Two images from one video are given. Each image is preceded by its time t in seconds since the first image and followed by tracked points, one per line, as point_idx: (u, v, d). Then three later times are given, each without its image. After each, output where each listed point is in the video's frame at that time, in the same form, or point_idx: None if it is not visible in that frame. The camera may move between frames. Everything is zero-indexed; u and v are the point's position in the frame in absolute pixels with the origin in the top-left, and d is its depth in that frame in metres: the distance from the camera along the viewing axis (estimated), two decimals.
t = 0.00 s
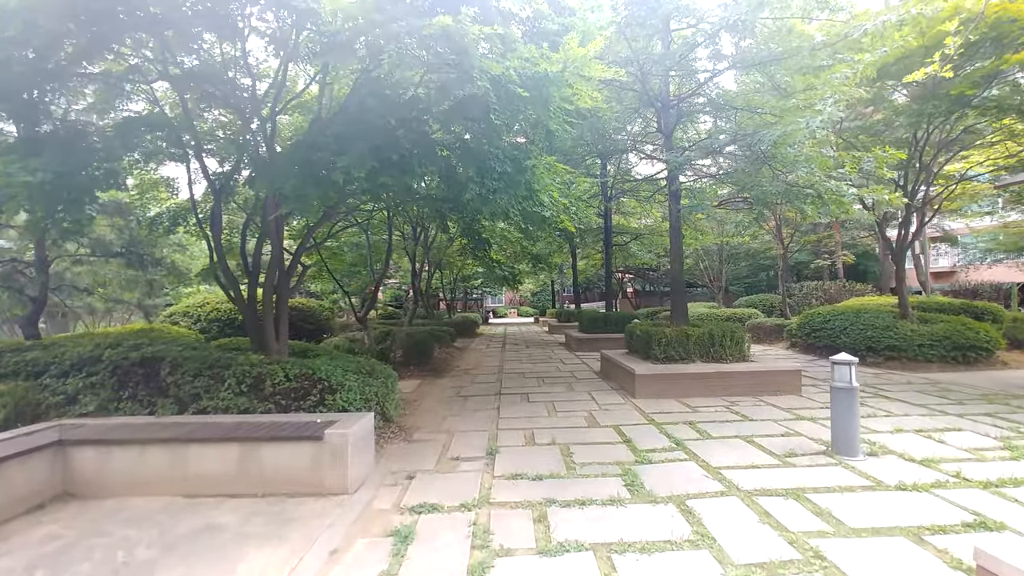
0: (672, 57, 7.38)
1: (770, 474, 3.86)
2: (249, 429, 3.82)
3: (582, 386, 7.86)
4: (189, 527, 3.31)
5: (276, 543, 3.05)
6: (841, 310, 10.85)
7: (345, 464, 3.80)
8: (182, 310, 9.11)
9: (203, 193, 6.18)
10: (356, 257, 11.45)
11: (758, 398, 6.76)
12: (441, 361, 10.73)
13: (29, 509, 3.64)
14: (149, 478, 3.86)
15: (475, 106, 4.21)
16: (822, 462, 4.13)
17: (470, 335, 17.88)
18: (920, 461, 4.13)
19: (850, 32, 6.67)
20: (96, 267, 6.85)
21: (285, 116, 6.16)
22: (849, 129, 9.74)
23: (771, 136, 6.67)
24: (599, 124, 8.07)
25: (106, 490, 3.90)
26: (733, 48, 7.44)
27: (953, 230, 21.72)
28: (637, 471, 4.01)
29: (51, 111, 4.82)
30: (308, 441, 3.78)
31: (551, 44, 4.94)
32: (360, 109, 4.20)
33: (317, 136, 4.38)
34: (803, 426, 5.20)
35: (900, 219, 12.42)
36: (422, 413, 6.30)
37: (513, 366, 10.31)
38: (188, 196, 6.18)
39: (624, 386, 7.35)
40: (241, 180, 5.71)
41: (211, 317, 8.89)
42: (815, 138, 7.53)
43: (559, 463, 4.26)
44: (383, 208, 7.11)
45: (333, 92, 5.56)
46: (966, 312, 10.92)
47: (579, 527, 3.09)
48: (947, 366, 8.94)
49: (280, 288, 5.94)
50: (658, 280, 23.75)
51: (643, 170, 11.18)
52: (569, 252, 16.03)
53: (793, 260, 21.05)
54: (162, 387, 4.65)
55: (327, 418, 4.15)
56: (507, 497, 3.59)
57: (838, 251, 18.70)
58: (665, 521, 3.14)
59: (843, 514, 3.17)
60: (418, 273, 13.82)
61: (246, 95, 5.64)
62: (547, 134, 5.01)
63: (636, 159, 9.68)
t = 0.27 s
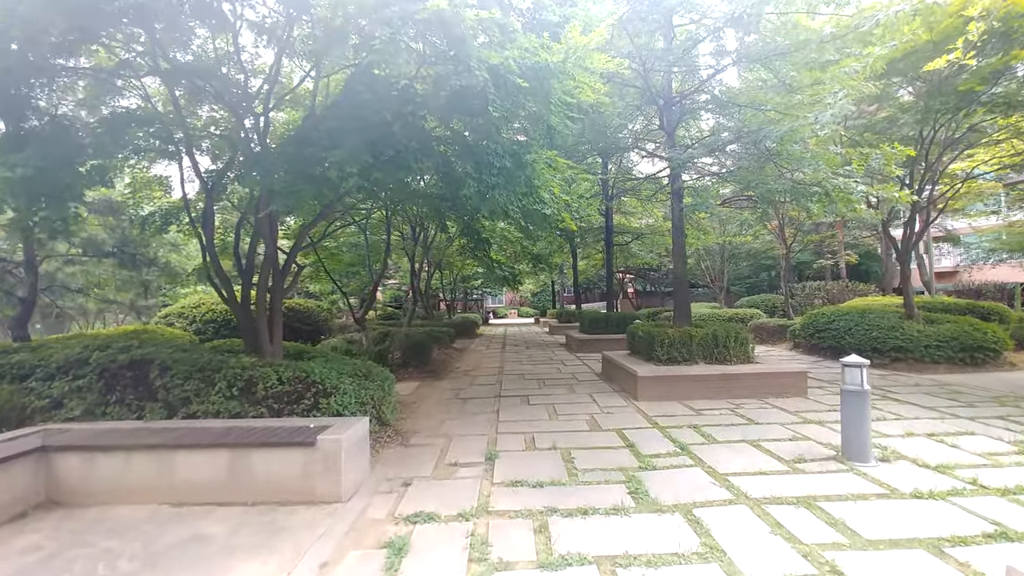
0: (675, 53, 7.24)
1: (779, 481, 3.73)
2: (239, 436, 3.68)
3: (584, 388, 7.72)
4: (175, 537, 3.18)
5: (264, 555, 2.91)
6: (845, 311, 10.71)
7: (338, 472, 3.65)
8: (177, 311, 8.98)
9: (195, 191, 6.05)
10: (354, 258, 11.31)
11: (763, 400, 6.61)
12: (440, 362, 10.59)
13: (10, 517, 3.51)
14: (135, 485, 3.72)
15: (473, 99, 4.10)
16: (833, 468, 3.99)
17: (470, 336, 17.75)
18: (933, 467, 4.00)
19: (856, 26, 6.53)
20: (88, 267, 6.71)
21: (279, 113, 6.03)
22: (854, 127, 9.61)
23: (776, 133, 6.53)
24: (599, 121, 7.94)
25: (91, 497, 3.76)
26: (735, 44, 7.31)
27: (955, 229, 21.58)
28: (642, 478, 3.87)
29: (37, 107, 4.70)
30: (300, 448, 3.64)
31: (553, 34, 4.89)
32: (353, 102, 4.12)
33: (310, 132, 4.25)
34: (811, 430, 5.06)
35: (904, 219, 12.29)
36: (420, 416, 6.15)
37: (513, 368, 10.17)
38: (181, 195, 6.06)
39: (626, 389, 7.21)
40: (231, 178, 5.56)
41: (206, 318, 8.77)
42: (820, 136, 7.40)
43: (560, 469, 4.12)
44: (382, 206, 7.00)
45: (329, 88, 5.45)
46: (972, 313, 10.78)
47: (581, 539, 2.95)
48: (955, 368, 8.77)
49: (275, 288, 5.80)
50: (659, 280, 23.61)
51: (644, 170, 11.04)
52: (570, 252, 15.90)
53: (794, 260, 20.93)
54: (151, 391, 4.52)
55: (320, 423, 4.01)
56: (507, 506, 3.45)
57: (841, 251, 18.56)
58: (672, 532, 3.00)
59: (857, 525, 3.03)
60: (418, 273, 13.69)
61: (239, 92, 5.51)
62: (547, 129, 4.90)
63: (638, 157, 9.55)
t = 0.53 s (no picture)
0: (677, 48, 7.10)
1: (788, 487, 3.58)
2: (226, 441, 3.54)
3: (585, 389, 7.58)
4: (157, 547, 3.04)
5: (249, 566, 2.78)
6: (849, 310, 10.56)
7: (329, 478, 3.51)
8: (172, 311, 8.87)
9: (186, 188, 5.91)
10: (351, 257, 11.19)
11: (768, 401, 6.47)
12: (439, 363, 10.45)
13: None
14: (119, 492, 3.59)
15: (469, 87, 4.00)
16: (844, 473, 3.84)
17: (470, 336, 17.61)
18: (948, 472, 3.84)
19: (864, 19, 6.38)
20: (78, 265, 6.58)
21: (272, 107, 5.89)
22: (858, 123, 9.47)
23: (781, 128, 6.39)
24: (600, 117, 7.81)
25: (73, 504, 3.63)
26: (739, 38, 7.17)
27: (958, 228, 21.42)
28: (645, 484, 3.72)
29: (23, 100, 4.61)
30: (289, 454, 3.50)
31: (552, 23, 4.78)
32: (345, 94, 4.03)
33: (301, 125, 4.11)
34: (818, 433, 4.92)
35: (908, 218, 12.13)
36: (417, 418, 6.01)
37: (513, 368, 10.04)
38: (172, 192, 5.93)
39: (628, 390, 7.07)
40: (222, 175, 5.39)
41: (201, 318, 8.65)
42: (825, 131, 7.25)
43: (560, 474, 3.97)
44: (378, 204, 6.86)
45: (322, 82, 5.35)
46: (979, 312, 10.62)
47: (583, 550, 2.80)
48: (963, 368, 8.62)
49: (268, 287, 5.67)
50: (660, 279, 23.46)
51: (645, 167, 10.89)
52: (570, 251, 15.76)
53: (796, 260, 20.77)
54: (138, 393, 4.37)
55: (311, 427, 3.86)
56: (504, 514, 3.30)
57: (843, 250, 18.40)
58: (678, 542, 2.86)
59: (873, 534, 2.88)
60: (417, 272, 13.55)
61: (231, 85, 5.35)
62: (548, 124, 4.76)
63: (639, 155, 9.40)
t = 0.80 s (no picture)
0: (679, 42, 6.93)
1: (799, 498, 3.40)
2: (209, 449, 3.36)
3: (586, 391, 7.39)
4: (132, 563, 2.88)
5: None
6: (855, 311, 10.37)
7: (316, 488, 3.33)
8: (165, 312, 8.73)
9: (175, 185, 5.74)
10: (348, 257, 11.02)
11: (774, 405, 6.29)
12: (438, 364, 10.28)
13: None
14: (96, 502, 3.41)
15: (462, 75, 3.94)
16: (857, 483, 3.66)
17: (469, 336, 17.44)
18: (967, 481, 3.66)
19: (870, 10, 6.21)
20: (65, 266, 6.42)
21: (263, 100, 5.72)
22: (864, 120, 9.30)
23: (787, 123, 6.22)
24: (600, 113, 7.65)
25: (48, 515, 3.45)
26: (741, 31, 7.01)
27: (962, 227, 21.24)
28: (649, 494, 3.54)
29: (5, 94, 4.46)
30: (275, 463, 3.32)
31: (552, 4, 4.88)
32: (334, 84, 3.86)
33: (289, 118, 3.94)
34: (828, 439, 4.74)
35: (913, 217, 11.94)
36: (413, 423, 5.83)
37: (513, 370, 9.86)
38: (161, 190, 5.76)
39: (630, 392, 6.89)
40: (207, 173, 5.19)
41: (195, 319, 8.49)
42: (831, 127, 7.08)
43: (560, 484, 3.79)
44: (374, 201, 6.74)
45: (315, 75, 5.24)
46: (987, 312, 10.43)
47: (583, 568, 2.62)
48: (972, 370, 8.44)
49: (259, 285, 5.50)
50: (661, 279, 23.27)
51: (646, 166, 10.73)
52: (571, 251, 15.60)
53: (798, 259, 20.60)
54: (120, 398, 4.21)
55: (299, 434, 3.68)
56: (500, 528, 3.11)
57: (846, 249, 18.23)
58: (684, 560, 2.68)
59: (893, 552, 2.69)
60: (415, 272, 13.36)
61: (220, 77, 5.15)
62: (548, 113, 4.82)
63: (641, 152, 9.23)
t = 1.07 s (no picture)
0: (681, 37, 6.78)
1: (810, 511, 3.25)
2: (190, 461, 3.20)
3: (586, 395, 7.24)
4: None
5: None
6: (859, 313, 10.21)
7: (302, 502, 3.17)
8: (157, 314, 8.58)
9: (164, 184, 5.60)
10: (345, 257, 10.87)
11: (779, 410, 6.13)
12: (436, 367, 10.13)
13: None
14: (72, 515, 3.24)
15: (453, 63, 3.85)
16: (870, 495, 3.50)
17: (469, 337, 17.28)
18: (984, 493, 3.50)
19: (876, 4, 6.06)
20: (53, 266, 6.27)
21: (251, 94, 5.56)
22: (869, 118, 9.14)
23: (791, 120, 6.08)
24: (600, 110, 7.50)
25: (20, 529, 3.28)
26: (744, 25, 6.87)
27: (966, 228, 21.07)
28: (651, 507, 3.38)
29: None
30: (259, 475, 3.17)
31: None
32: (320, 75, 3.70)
33: (276, 113, 3.80)
34: (836, 446, 4.58)
35: (918, 217, 11.78)
36: (408, 428, 5.68)
37: (512, 373, 9.70)
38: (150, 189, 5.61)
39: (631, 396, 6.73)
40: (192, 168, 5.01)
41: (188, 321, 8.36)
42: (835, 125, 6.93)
43: (559, 495, 3.63)
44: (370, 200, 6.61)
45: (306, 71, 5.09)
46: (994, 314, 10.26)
47: None
48: (979, 373, 8.27)
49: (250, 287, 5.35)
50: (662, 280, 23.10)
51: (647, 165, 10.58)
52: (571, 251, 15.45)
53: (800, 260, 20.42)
54: (102, 405, 4.05)
55: (286, 443, 3.53)
56: (495, 544, 2.95)
57: (849, 249, 18.05)
58: None
59: (911, 571, 2.53)
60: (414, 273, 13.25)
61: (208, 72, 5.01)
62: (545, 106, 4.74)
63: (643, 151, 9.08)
